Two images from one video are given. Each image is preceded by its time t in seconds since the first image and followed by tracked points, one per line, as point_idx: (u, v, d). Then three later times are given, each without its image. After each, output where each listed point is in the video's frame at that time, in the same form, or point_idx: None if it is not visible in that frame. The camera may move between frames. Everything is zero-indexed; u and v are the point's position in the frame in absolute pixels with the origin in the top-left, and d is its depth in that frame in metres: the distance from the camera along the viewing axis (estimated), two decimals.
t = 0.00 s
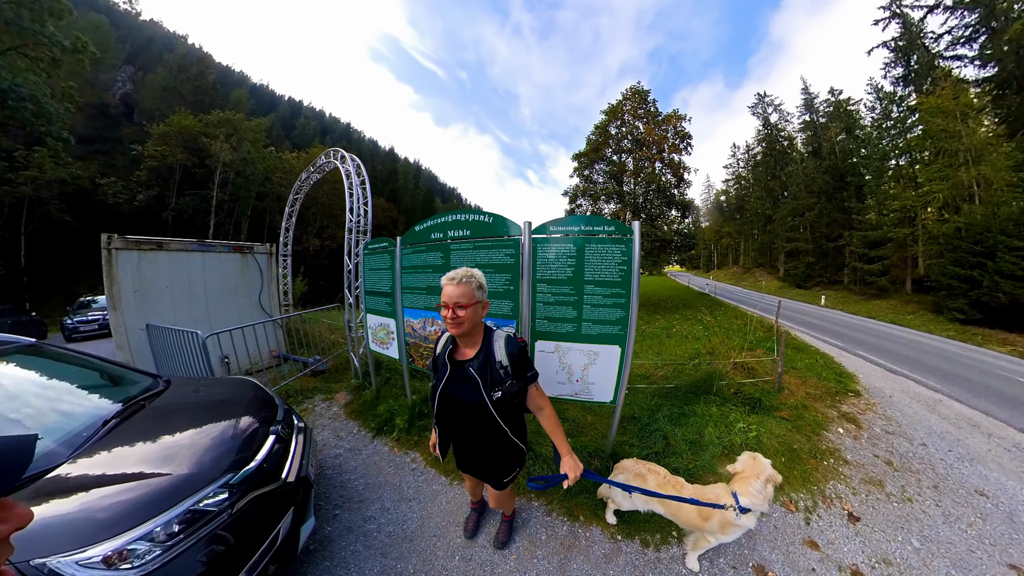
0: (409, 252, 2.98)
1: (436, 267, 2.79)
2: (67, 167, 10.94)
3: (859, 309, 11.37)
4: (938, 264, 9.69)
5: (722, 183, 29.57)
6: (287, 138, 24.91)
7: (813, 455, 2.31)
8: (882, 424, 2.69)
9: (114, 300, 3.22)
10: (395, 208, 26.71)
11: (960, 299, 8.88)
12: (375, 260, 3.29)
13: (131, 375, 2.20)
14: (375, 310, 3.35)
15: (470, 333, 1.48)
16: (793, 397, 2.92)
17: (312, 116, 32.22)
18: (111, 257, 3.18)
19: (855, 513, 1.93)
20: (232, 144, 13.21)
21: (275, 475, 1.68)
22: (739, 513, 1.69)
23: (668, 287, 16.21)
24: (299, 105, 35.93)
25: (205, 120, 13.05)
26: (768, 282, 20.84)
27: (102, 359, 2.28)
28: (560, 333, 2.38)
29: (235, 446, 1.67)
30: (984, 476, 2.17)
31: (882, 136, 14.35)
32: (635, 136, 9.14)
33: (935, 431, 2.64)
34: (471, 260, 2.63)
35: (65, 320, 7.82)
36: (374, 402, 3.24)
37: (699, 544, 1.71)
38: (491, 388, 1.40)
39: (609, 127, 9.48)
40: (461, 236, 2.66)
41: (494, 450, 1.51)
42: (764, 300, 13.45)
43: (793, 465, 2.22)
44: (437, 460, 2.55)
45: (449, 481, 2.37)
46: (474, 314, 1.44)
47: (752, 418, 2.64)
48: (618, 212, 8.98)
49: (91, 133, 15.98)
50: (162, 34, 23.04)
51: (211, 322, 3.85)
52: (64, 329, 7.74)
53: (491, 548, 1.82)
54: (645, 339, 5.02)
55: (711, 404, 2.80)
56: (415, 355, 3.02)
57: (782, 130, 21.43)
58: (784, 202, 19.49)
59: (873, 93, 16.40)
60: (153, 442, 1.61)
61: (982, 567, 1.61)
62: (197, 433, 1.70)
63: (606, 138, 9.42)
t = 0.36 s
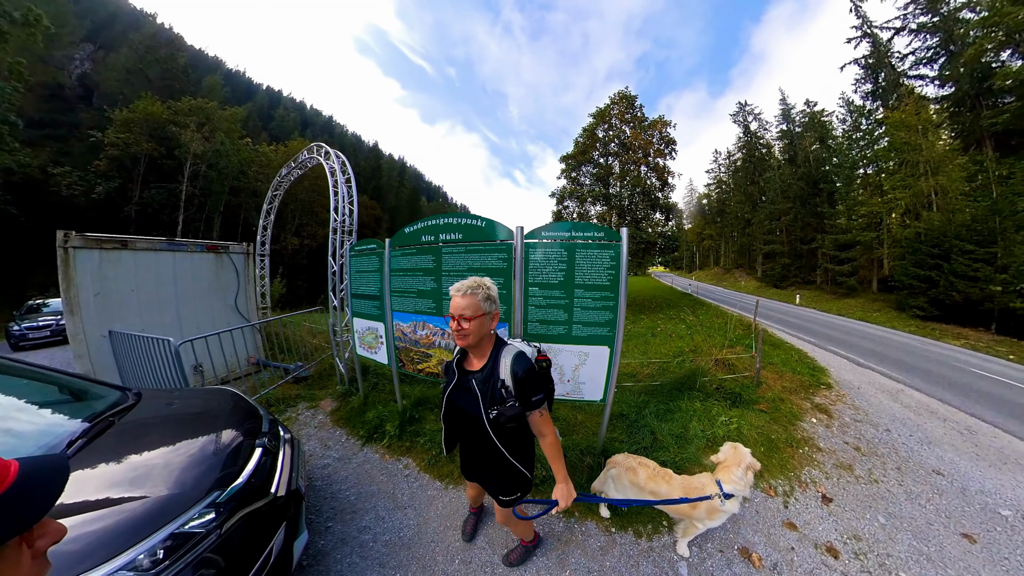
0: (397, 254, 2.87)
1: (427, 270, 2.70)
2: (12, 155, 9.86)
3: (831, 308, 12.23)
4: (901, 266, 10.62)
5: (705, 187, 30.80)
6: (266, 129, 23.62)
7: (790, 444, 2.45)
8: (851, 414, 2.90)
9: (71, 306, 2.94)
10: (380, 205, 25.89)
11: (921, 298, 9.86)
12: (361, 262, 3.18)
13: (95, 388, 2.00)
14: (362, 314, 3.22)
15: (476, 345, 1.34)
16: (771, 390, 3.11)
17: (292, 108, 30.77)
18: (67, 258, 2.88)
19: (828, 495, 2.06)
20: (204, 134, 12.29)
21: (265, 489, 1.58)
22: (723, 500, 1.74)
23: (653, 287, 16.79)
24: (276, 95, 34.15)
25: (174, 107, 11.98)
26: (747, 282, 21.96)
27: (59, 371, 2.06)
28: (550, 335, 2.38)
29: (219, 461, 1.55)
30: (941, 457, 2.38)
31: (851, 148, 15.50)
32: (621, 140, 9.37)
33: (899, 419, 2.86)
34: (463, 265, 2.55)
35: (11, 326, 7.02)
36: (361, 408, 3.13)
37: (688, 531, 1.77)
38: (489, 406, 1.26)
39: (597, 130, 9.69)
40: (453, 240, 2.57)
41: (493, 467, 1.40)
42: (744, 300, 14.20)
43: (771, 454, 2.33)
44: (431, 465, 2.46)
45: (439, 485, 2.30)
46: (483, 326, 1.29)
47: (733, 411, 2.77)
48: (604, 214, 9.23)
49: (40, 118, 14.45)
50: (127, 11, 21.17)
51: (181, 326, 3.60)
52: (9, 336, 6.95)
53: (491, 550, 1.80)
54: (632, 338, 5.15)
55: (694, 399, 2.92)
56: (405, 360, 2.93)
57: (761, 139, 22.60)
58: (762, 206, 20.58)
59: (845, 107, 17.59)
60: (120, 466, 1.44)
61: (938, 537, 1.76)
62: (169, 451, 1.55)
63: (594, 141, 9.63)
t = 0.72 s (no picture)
0: (384, 256, 2.72)
1: (417, 273, 2.56)
2: None
3: (807, 305, 13.07)
4: (870, 266, 11.53)
5: (688, 190, 32.04)
6: (239, 120, 22.27)
7: (772, 434, 2.58)
8: (825, 404, 3.10)
9: (20, 312, 2.65)
10: (363, 203, 25.08)
11: (887, 295, 10.82)
12: (346, 263, 3.04)
13: (54, 406, 1.80)
14: (348, 318, 3.08)
15: (498, 354, 1.31)
16: (752, 385, 3.27)
17: (270, 99, 29.26)
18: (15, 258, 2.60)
19: (807, 480, 2.17)
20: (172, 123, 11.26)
21: (254, 507, 1.47)
22: (714, 490, 1.73)
23: (640, 287, 17.29)
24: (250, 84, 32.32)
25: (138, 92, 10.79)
26: (728, 281, 23.03)
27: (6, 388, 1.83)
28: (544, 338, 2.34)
29: (201, 482, 1.43)
30: (906, 441, 2.59)
31: (824, 155, 16.60)
32: (608, 143, 9.56)
33: (869, 408, 3.09)
34: (456, 267, 2.40)
35: None
36: (349, 415, 3.00)
37: (681, 520, 1.77)
38: (509, 422, 1.26)
39: (584, 132, 9.86)
40: (444, 243, 2.44)
41: (513, 476, 1.40)
42: (725, 298, 14.90)
43: (755, 444, 2.45)
44: (425, 471, 2.36)
45: (432, 490, 2.21)
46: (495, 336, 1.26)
47: (718, 405, 2.89)
48: (591, 215, 9.41)
49: None
50: None
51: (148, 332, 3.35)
52: None
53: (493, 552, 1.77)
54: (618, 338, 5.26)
55: (681, 395, 3.01)
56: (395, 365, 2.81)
57: (742, 145, 23.72)
58: (742, 210, 21.64)
59: (820, 118, 18.73)
60: (83, 493, 1.29)
61: (906, 512, 1.92)
62: (137, 474, 1.40)
63: (581, 143, 9.80)
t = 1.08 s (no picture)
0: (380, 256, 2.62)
1: (417, 274, 2.49)
2: None
3: (787, 305, 13.91)
4: (846, 268, 12.53)
5: (675, 193, 33.17)
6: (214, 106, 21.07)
7: (761, 427, 2.72)
8: (807, 399, 3.29)
9: None
10: (347, 199, 24.34)
11: (861, 296, 11.80)
12: (336, 262, 2.91)
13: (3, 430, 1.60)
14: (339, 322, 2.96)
15: (524, 366, 1.33)
16: (741, 382, 3.43)
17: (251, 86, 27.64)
18: None
19: (795, 469, 2.29)
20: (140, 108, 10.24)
21: (246, 537, 1.35)
22: (716, 481, 1.80)
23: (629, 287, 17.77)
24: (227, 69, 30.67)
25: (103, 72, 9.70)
26: (712, 282, 24.01)
27: None
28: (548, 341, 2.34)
29: (183, 509, 1.30)
30: (881, 430, 2.80)
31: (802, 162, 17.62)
32: (598, 144, 9.73)
33: (848, 401, 3.31)
34: (458, 269, 2.35)
35: None
36: (339, 425, 2.89)
37: (685, 512, 1.82)
38: (527, 435, 1.32)
39: (576, 133, 10.03)
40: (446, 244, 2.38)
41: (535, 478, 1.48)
42: (711, 298, 15.56)
43: (746, 438, 2.56)
44: (427, 480, 2.31)
45: (437, 499, 2.17)
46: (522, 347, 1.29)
47: (710, 402, 3.01)
48: (582, 216, 9.59)
49: None
50: None
51: (111, 338, 3.12)
52: None
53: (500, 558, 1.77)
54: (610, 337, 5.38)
55: (675, 394, 3.11)
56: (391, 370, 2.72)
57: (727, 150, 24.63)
58: (727, 213, 22.58)
59: (802, 127, 19.66)
60: (43, 529, 1.15)
61: (884, 495, 2.07)
62: (105, 502, 1.27)
63: (572, 143, 9.96)
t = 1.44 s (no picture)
0: (366, 256, 2.49)
1: (407, 276, 2.38)
2: None
3: (768, 301, 14.80)
4: (821, 266, 13.30)
5: (660, 194, 34.33)
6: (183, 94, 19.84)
7: (748, 420, 2.83)
8: (789, 391, 3.48)
9: None
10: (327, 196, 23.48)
11: (835, 292, 12.64)
12: (318, 263, 2.75)
13: None
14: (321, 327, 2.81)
15: (521, 372, 1.30)
16: (727, 377, 3.57)
17: (225, 73, 26.08)
18: None
19: (782, 458, 2.40)
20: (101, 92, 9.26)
21: (224, 568, 1.23)
22: (711, 474, 1.85)
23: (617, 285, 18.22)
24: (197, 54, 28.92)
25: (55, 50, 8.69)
26: (696, 280, 24.95)
27: None
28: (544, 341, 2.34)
29: (153, 543, 1.16)
30: (858, 418, 3.00)
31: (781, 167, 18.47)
32: (585, 144, 9.90)
33: (826, 392, 3.51)
34: (451, 270, 2.28)
35: None
36: (325, 435, 2.76)
37: (683, 505, 1.87)
38: (520, 439, 1.29)
39: (564, 132, 10.18)
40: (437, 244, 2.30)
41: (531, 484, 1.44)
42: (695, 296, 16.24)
43: (735, 430, 2.66)
44: (422, 490, 2.22)
45: (434, 508, 2.10)
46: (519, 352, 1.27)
47: (699, 397, 3.11)
48: (569, 214, 9.74)
49: None
50: None
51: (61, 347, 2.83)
52: None
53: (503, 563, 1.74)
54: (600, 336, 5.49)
55: (666, 390, 3.19)
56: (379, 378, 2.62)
57: (710, 153, 25.63)
58: (710, 213, 23.47)
59: (781, 133, 20.63)
60: None
61: (864, 478, 2.21)
62: (64, 538, 1.13)
63: (560, 143, 10.08)
